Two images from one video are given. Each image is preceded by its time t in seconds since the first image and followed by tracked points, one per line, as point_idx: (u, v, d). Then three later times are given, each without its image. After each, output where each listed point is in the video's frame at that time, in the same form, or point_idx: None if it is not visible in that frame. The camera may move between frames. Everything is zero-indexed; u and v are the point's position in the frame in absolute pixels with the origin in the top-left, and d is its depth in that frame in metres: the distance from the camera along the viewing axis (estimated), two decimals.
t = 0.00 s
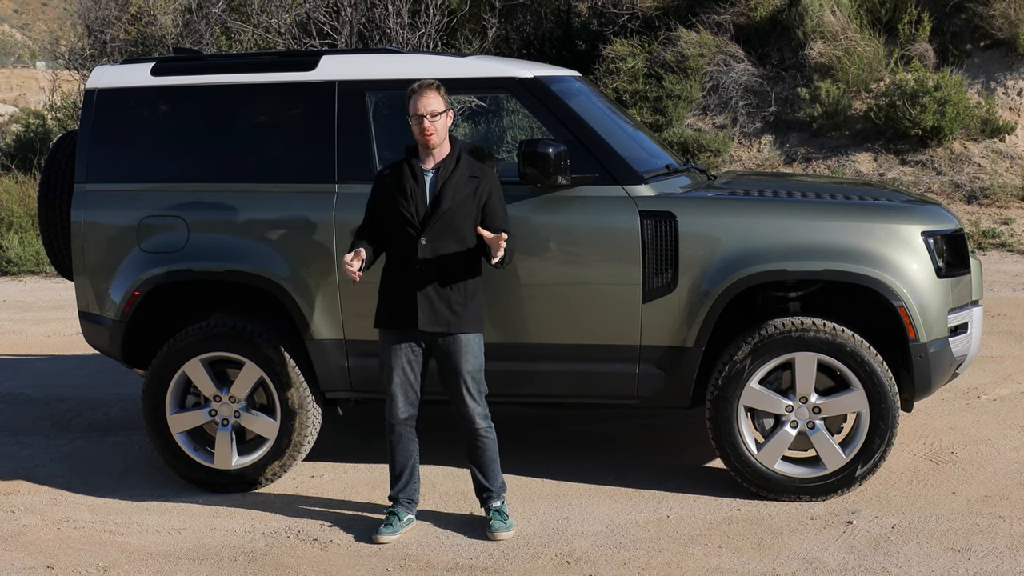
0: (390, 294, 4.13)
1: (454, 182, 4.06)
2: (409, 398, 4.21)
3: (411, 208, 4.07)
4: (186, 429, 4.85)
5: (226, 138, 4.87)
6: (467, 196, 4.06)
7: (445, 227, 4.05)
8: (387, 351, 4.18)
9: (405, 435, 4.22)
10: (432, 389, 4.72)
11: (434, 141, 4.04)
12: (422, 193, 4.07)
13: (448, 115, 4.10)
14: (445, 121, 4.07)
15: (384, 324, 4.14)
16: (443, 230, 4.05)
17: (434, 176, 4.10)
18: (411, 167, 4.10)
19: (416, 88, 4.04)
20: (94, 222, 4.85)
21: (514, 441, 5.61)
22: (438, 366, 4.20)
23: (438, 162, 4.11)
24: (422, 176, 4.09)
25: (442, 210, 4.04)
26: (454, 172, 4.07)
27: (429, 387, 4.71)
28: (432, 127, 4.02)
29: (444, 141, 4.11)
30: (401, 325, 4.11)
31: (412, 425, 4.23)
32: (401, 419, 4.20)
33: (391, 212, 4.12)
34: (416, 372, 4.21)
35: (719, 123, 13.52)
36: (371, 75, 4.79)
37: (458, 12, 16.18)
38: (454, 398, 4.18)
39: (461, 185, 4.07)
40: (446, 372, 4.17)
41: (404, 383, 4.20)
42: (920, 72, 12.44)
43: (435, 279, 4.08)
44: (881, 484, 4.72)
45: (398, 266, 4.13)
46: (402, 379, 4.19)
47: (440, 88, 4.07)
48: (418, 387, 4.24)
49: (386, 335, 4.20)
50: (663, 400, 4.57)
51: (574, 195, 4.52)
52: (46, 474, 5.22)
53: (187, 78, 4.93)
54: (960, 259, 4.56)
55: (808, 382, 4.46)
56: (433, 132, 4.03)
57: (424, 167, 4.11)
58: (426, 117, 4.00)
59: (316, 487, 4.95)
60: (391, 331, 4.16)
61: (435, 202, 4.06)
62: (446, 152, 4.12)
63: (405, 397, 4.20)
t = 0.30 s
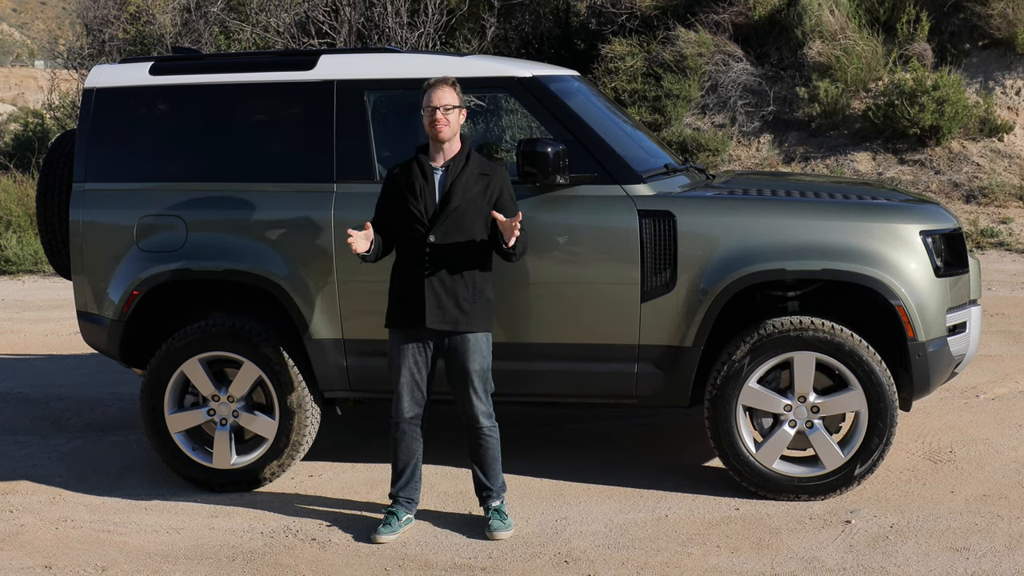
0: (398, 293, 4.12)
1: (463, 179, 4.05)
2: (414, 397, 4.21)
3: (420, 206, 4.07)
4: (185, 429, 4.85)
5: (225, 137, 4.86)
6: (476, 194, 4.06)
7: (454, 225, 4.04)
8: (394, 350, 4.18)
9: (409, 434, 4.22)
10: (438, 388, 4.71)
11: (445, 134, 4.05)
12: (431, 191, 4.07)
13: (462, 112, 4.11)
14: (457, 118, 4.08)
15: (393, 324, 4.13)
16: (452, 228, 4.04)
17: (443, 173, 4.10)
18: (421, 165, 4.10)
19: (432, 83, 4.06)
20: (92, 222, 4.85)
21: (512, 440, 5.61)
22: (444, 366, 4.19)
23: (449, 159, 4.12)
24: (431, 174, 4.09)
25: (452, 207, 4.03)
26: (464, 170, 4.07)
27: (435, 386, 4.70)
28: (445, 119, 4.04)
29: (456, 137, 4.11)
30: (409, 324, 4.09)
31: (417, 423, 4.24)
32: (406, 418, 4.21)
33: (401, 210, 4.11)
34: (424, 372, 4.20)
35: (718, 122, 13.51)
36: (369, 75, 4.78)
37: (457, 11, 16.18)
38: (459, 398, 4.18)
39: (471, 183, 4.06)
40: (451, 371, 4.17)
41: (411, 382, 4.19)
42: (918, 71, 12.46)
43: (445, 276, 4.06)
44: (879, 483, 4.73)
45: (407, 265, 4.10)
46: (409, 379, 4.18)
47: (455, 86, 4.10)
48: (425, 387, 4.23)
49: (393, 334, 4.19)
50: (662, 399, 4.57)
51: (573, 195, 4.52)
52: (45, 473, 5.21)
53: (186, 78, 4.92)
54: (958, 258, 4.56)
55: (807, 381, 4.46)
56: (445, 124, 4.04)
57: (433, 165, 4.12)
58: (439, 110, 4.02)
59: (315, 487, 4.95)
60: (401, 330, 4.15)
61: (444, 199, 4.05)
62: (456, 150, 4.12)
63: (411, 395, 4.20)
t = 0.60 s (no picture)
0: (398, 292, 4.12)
1: (467, 181, 4.06)
2: (414, 398, 4.20)
3: (423, 207, 4.08)
4: (182, 429, 4.85)
5: (222, 137, 4.86)
6: (480, 196, 4.06)
7: (457, 226, 4.05)
8: (394, 351, 4.18)
9: (408, 434, 4.22)
10: (437, 388, 4.71)
11: (450, 138, 4.04)
12: (434, 192, 4.09)
13: (469, 115, 4.09)
14: (464, 121, 4.07)
15: (394, 324, 4.13)
16: (454, 230, 4.05)
17: (447, 175, 4.11)
18: (426, 166, 4.12)
19: (440, 84, 4.04)
20: (90, 221, 4.84)
21: (511, 440, 5.61)
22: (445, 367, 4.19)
23: (454, 161, 4.12)
24: (435, 175, 4.10)
25: (454, 209, 4.04)
26: (469, 173, 4.08)
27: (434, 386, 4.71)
28: (451, 124, 4.03)
29: (462, 139, 4.10)
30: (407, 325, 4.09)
31: (416, 424, 4.24)
32: (405, 419, 4.20)
33: (405, 211, 4.13)
34: (424, 373, 4.20)
35: (716, 121, 13.52)
36: (367, 74, 4.78)
37: (455, 11, 16.17)
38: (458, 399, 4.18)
39: (474, 186, 4.06)
40: (450, 372, 4.16)
41: (411, 383, 4.18)
42: (916, 71, 12.47)
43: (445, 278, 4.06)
44: (877, 482, 4.73)
45: (408, 266, 4.11)
46: (409, 380, 4.18)
47: (463, 87, 4.07)
48: (424, 388, 4.22)
49: (394, 335, 4.19)
50: (659, 399, 4.57)
51: (572, 194, 4.52)
52: (42, 473, 5.21)
53: (183, 77, 4.92)
54: (956, 258, 4.56)
55: (804, 381, 4.46)
56: (450, 128, 4.03)
57: (439, 167, 4.12)
58: (445, 113, 4.01)
59: (313, 486, 4.95)
60: (401, 330, 4.15)
61: (447, 201, 4.06)
62: (463, 151, 4.12)
63: (410, 396, 4.19)
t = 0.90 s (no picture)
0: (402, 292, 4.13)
1: (471, 181, 4.05)
2: (415, 398, 4.20)
3: (428, 206, 4.07)
4: (180, 429, 4.85)
5: (220, 137, 4.86)
6: (484, 196, 4.05)
7: (461, 225, 4.02)
8: (397, 351, 4.18)
9: (409, 434, 4.22)
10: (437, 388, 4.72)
11: (456, 135, 4.04)
12: (438, 191, 4.08)
13: (474, 112, 4.09)
14: (469, 118, 4.07)
15: (398, 324, 4.13)
16: (458, 229, 4.02)
17: (452, 174, 4.10)
18: (431, 165, 4.11)
19: (444, 82, 4.05)
20: (88, 221, 4.84)
21: (509, 440, 5.61)
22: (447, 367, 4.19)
23: (459, 159, 4.11)
24: (440, 174, 4.09)
25: (458, 208, 4.02)
26: (473, 172, 4.07)
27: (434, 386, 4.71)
28: (456, 120, 4.02)
29: (467, 137, 4.10)
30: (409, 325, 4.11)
31: (417, 424, 4.23)
32: (406, 418, 4.20)
33: (409, 210, 4.12)
34: (427, 373, 4.20)
35: (714, 121, 13.52)
36: (365, 74, 4.78)
37: (453, 10, 16.16)
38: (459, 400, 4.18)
39: (479, 185, 4.05)
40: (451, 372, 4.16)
41: (413, 383, 4.19)
42: (914, 70, 12.48)
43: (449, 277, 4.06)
44: (875, 482, 4.73)
45: (413, 264, 4.11)
46: (412, 380, 4.18)
47: (468, 85, 4.08)
48: (427, 388, 4.23)
49: (397, 336, 4.19)
50: (657, 399, 4.57)
51: (570, 194, 4.52)
52: (39, 473, 5.20)
53: (181, 78, 4.92)
54: (953, 258, 4.57)
55: (802, 381, 4.46)
56: (455, 125, 4.03)
57: (444, 164, 4.12)
58: (450, 111, 4.01)
59: (311, 486, 4.95)
60: (406, 331, 4.15)
61: (452, 200, 4.05)
62: (467, 150, 4.11)
63: (412, 396, 4.19)
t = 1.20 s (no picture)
0: (405, 296, 4.13)
1: (472, 182, 4.06)
2: (416, 398, 4.20)
3: (429, 208, 4.07)
4: (178, 429, 4.84)
5: (219, 137, 4.86)
6: (485, 196, 4.07)
7: (463, 228, 4.04)
8: (399, 352, 4.18)
9: (410, 435, 4.22)
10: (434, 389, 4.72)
11: (454, 139, 4.04)
12: (439, 192, 4.08)
13: (470, 112, 4.08)
14: (466, 118, 4.06)
15: (401, 326, 4.12)
16: (459, 232, 4.03)
17: (452, 175, 4.11)
18: (431, 166, 4.11)
19: (438, 85, 4.04)
20: (86, 221, 4.84)
21: (507, 440, 5.61)
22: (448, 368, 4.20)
23: (459, 159, 4.12)
24: (441, 175, 4.09)
25: (460, 210, 4.03)
26: (473, 173, 4.08)
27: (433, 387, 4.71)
28: (453, 124, 4.02)
29: (465, 138, 4.10)
30: (412, 327, 4.10)
31: (417, 424, 4.24)
32: (407, 419, 4.20)
33: (410, 212, 4.11)
34: (428, 374, 4.20)
35: (712, 122, 13.53)
36: (363, 75, 4.78)
37: (451, 11, 16.17)
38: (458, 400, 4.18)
39: (479, 186, 4.07)
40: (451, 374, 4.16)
41: (415, 384, 4.19)
42: (911, 71, 12.49)
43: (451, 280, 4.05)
44: (873, 483, 4.74)
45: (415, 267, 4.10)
46: (413, 381, 4.18)
47: (461, 85, 4.07)
48: (428, 388, 4.23)
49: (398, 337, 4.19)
50: (655, 399, 4.58)
51: (567, 195, 4.52)
52: (38, 474, 5.20)
53: (179, 78, 4.92)
54: (951, 258, 4.57)
55: (800, 381, 4.46)
56: (453, 129, 4.02)
57: (443, 165, 4.12)
58: (447, 114, 4.00)
59: (309, 487, 4.95)
60: (409, 333, 4.14)
61: (453, 201, 4.06)
62: (466, 151, 4.12)
63: (414, 397, 4.20)
